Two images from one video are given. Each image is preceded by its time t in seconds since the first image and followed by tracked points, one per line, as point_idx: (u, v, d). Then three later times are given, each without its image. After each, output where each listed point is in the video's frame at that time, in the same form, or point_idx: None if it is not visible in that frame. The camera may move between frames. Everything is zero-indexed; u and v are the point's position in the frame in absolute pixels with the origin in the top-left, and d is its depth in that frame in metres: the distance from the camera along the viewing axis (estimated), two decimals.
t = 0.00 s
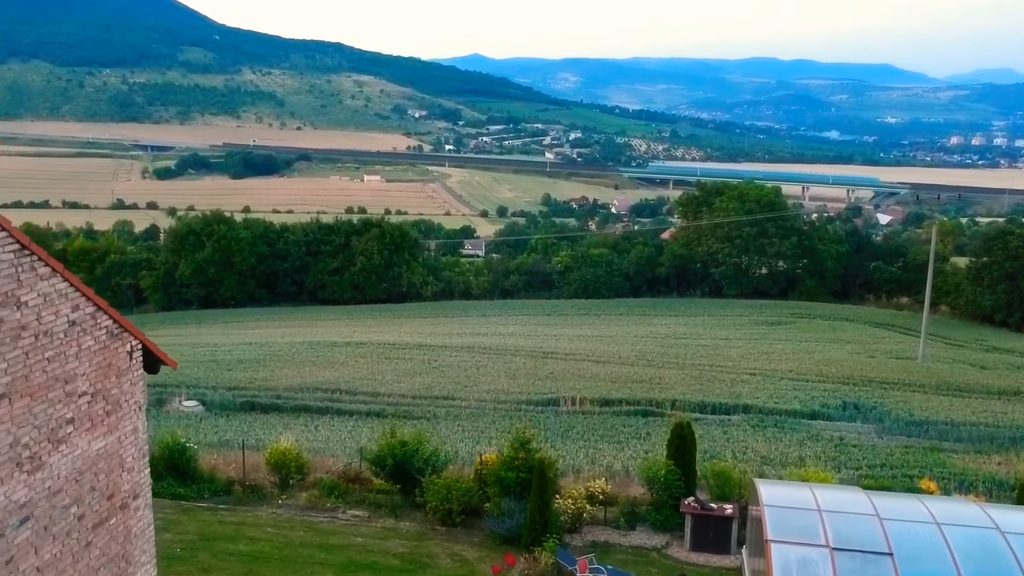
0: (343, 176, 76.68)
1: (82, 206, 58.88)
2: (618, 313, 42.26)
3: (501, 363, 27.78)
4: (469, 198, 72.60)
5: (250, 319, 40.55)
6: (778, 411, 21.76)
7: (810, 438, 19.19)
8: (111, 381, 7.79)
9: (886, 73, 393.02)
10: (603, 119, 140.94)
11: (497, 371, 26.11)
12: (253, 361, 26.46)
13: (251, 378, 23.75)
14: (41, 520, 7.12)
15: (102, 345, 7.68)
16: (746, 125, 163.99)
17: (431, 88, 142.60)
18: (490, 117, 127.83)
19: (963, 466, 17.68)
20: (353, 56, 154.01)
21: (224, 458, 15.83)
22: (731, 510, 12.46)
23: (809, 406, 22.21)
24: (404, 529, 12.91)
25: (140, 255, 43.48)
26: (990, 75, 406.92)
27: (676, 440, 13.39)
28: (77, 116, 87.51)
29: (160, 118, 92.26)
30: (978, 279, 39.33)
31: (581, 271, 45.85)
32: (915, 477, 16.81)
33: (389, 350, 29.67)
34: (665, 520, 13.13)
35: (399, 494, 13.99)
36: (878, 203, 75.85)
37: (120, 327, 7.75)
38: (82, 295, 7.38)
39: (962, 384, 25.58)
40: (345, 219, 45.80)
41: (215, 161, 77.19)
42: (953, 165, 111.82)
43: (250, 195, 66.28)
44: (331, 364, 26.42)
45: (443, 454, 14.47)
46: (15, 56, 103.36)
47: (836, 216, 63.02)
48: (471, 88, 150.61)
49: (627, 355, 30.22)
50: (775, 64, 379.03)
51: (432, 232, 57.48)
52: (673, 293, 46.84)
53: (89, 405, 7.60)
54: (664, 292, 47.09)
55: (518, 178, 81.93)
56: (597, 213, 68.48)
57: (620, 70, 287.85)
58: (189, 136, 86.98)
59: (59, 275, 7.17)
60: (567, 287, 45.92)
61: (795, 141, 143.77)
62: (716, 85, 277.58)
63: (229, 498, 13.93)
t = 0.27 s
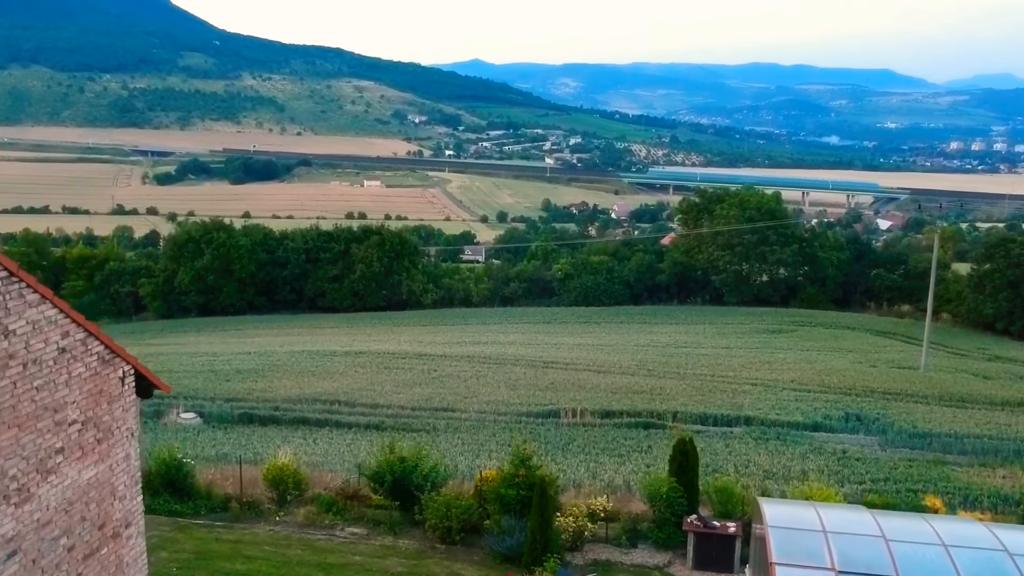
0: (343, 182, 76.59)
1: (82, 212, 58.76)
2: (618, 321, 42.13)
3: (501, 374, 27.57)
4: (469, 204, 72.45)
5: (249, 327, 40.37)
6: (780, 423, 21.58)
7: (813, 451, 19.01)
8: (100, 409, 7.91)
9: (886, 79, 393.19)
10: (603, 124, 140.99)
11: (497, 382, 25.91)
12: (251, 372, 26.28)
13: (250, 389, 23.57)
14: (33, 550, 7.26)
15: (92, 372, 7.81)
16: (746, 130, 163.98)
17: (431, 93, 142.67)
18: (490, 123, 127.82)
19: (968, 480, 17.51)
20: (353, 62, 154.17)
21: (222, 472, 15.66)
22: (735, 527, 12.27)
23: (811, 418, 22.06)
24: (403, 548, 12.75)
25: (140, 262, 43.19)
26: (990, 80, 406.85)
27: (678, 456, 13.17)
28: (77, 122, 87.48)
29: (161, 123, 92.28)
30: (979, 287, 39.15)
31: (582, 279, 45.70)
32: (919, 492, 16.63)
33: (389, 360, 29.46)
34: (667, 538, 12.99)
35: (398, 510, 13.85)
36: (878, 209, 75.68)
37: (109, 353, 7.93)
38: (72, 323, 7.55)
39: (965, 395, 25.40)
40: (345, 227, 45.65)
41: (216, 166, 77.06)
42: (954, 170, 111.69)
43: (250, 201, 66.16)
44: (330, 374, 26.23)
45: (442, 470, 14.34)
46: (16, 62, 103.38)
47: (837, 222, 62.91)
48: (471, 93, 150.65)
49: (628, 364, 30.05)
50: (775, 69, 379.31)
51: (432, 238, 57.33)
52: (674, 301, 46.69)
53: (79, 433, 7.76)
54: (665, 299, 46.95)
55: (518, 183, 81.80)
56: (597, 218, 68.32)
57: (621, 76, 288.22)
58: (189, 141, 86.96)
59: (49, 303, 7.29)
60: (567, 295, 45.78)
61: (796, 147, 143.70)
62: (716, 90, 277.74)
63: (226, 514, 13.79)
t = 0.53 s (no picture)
0: (343, 191, 76.50)
1: (82, 221, 58.64)
2: (619, 333, 41.94)
3: (502, 389, 27.30)
4: (469, 213, 72.28)
5: (248, 339, 40.15)
6: (782, 440, 21.41)
7: (816, 469, 18.83)
8: (89, 443, 8.37)
9: (886, 88, 393.78)
10: (603, 133, 141.11)
11: (497, 397, 25.67)
12: (249, 386, 26.04)
13: (248, 405, 23.36)
14: None
15: (81, 407, 8.23)
16: (746, 139, 164.11)
17: (431, 103, 142.85)
18: (490, 132, 127.86)
19: (973, 499, 17.33)
20: (354, 72, 154.44)
21: (218, 492, 15.49)
22: (738, 553, 12.06)
23: (814, 434, 21.86)
24: (401, 572, 12.57)
25: (139, 273, 42.92)
26: (990, 90, 407.52)
27: (680, 478, 12.94)
28: (77, 131, 87.46)
29: (161, 132, 92.34)
30: (981, 299, 39.00)
31: (582, 290, 45.51)
32: (923, 513, 16.44)
33: (388, 374, 29.20)
34: (670, 561, 12.82)
35: (397, 533, 13.67)
36: (879, 218, 75.54)
37: (98, 389, 8.39)
38: (62, 360, 8.00)
39: (968, 411, 25.21)
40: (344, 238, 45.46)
41: (216, 176, 76.98)
42: (953, 180, 111.63)
43: (250, 211, 66.02)
44: (329, 389, 26.02)
45: (441, 491, 14.17)
46: (17, 71, 103.46)
47: (838, 232, 62.76)
48: (471, 103, 150.70)
49: (629, 378, 29.84)
50: (774, 78, 380.05)
51: (432, 247, 57.14)
52: (675, 313, 46.50)
53: (68, 468, 8.16)
54: (665, 310, 46.76)
55: (518, 193, 81.71)
56: (597, 227, 68.19)
57: (621, 86, 288.78)
58: (190, 151, 86.92)
59: (36, 338, 7.64)
60: (567, 306, 45.58)
61: (796, 156, 143.74)
62: (716, 100, 278.15)
63: (222, 536, 13.63)
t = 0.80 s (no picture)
0: (343, 204, 76.42)
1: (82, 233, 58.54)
2: (620, 348, 41.77)
3: (502, 406, 27.09)
4: (469, 225, 72.17)
5: (246, 354, 39.94)
6: (785, 460, 21.22)
7: (820, 490, 18.63)
8: (78, 481, 8.52)
9: (886, 100, 394.53)
10: (603, 146, 141.28)
11: (497, 415, 25.46)
12: (247, 404, 25.82)
13: (246, 423, 23.17)
14: None
15: (70, 444, 8.39)
16: (746, 152, 164.34)
17: (432, 115, 143.12)
18: (490, 144, 128.03)
19: (978, 521, 17.15)
20: (354, 84, 154.85)
21: (215, 515, 15.30)
22: None
23: (817, 453, 21.66)
24: None
25: (138, 288, 42.66)
26: (989, 102, 408.39)
27: (683, 503, 12.80)
28: (78, 144, 87.47)
29: (162, 145, 92.41)
30: (983, 314, 38.81)
31: (583, 305, 45.32)
32: (928, 535, 16.24)
33: (387, 391, 29.00)
34: None
35: (396, 558, 13.48)
36: (879, 230, 75.44)
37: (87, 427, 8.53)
38: (50, 399, 8.14)
39: (972, 429, 25.03)
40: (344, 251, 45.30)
41: (216, 188, 76.93)
42: (953, 192, 111.59)
43: (251, 223, 65.95)
44: (327, 407, 25.81)
45: (440, 514, 13.99)
46: (18, 84, 103.62)
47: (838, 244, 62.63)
48: (471, 115, 150.96)
49: (629, 394, 29.66)
50: (774, 90, 380.90)
51: (432, 260, 57.03)
52: (676, 327, 46.31)
53: (57, 506, 8.31)
54: (666, 325, 46.57)
55: (518, 205, 81.65)
56: (597, 239, 68.05)
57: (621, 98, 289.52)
58: (191, 163, 86.90)
59: (22, 376, 7.79)
60: (567, 321, 45.36)
61: (795, 168, 143.87)
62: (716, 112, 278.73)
63: (219, 562, 13.43)
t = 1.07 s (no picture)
0: (344, 217, 76.35)
1: (82, 246, 58.41)
2: (621, 364, 41.58)
3: (502, 424, 26.88)
4: (469, 238, 72.04)
5: (245, 369, 39.71)
6: (788, 481, 21.02)
7: (823, 512, 18.43)
8: (67, 521, 8.97)
9: (886, 113, 395.55)
10: (603, 158, 141.43)
11: (497, 434, 25.26)
12: (246, 423, 25.58)
13: (244, 442, 22.95)
14: None
15: (59, 484, 8.87)
16: (745, 164, 164.52)
17: (432, 128, 143.36)
18: (491, 157, 128.12)
19: (982, 544, 16.95)
20: (355, 97, 155.33)
21: (212, 538, 15.13)
22: None
23: (821, 474, 21.42)
24: None
25: (137, 302, 42.42)
26: (988, 115, 409.15)
27: (685, 529, 12.62)
28: (79, 156, 87.45)
29: (163, 158, 92.50)
30: (986, 330, 38.61)
31: (583, 320, 45.12)
32: (933, 560, 16.02)
33: (387, 408, 28.79)
34: None
35: None
36: (878, 242, 75.32)
37: (75, 468, 9.05)
38: (40, 439, 8.64)
39: (976, 448, 24.82)
40: (343, 267, 45.08)
41: (217, 201, 76.85)
42: (953, 204, 111.50)
43: (251, 236, 65.84)
44: (326, 425, 25.60)
45: (438, 539, 13.84)
46: (19, 97, 103.83)
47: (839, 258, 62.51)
48: (472, 128, 151.16)
49: (631, 413, 29.43)
50: (774, 104, 381.83)
51: (432, 273, 56.87)
52: (677, 343, 46.12)
53: (44, 549, 8.77)
54: (667, 340, 46.36)
55: (519, 218, 81.58)
56: (597, 252, 67.92)
57: (621, 111, 290.32)
58: (191, 176, 86.90)
59: (10, 416, 8.28)
60: (568, 336, 45.11)
61: (795, 181, 143.94)
62: (715, 125, 279.45)
63: None
